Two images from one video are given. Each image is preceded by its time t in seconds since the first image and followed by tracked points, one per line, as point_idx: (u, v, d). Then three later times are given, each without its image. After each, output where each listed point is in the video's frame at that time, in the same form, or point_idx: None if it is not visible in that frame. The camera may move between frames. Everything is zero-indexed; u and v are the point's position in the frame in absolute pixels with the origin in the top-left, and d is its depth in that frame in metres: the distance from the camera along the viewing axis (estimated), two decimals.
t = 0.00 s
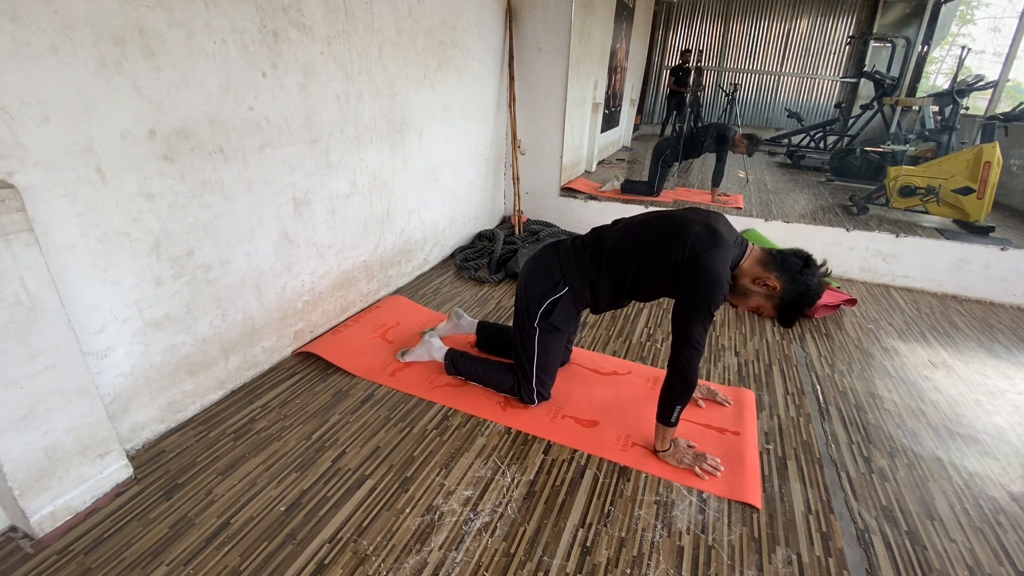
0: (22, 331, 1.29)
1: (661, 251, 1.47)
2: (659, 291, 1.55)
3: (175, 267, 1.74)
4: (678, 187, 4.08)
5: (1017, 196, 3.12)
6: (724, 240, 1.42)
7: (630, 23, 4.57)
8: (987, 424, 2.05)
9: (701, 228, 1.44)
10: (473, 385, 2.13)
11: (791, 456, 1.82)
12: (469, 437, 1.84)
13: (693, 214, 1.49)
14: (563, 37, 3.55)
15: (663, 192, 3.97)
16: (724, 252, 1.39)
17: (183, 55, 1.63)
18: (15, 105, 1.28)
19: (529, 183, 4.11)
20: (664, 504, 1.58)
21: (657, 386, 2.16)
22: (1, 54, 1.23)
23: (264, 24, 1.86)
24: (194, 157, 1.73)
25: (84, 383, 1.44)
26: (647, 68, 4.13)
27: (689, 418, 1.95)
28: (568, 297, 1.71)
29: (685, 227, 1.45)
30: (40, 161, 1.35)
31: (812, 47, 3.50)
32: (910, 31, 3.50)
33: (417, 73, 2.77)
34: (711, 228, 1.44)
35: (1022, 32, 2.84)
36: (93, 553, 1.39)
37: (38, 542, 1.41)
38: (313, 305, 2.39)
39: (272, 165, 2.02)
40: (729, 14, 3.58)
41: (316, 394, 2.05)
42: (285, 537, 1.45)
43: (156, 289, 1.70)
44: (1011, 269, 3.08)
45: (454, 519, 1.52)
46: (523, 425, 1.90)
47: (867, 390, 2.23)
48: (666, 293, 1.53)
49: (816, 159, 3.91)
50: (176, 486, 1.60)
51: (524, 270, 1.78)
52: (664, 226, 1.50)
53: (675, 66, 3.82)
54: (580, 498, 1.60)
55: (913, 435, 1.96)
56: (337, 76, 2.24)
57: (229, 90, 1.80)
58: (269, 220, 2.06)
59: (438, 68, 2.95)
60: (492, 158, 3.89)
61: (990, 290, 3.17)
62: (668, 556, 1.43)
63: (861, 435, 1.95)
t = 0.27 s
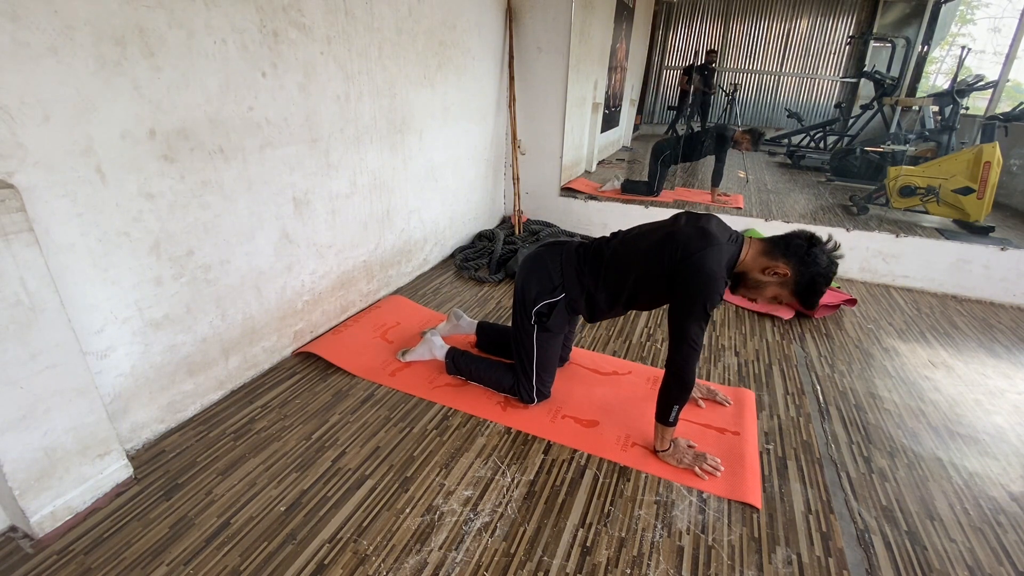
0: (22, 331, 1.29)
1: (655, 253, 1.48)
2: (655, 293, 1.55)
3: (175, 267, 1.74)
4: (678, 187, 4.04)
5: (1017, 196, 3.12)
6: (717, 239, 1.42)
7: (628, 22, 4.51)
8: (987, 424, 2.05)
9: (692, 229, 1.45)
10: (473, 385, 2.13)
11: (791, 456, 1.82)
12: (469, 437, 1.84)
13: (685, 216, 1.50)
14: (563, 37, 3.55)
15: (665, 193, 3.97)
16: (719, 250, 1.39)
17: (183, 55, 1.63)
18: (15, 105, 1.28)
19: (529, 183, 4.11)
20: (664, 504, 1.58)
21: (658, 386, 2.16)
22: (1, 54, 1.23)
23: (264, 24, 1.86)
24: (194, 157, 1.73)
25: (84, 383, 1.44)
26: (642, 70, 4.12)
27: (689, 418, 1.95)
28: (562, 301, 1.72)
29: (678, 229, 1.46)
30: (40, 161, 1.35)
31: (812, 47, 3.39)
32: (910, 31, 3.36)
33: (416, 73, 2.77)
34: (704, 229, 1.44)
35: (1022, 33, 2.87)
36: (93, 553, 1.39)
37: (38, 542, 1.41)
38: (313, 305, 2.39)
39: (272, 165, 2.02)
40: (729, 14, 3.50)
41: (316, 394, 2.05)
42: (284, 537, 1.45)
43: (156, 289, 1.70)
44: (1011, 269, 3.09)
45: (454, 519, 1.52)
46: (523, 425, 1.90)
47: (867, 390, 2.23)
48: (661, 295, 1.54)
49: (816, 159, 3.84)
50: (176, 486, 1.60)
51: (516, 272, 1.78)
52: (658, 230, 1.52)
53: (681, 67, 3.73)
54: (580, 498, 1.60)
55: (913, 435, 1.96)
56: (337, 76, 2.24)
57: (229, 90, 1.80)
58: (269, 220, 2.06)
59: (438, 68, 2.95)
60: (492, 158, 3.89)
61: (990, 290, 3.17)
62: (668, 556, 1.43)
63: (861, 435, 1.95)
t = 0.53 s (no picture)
0: (22, 331, 1.29)
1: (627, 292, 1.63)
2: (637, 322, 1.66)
3: (175, 267, 1.74)
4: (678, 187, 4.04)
5: (1017, 196, 3.12)
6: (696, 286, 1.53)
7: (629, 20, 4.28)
8: (987, 424, 2.05)
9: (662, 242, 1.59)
10: (473, 384, 2.13)
11: (792, 456, 1.82)
12: (470, 437, 1.84)
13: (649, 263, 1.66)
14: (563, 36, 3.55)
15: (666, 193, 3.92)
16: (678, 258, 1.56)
17: (182, 55, 1.62)
18: (15, 105, 1.28)
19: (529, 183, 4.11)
20: (664, 504, 1.59)
21: (658, 386, 2.16)
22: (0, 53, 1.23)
23: (264, 23, 1.86)
24: (193, 157, 1.73)
25: (84, 383, 1.44)
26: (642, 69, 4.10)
27: (689, 418, 1.95)
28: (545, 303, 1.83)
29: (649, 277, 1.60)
30: (40, 161, 1.35)
31: (812, 46, 3.46)
32: (910, 30, 3.26)
33: (416, 73, 2.77)
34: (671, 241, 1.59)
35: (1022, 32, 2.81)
36: (93, 554, 1.39)
37: (38, 543, 1.41)
38: (313, 305, 2.39)
39: (272, 166, 2.02)
40: (729, 14, 3.53)
41: (317, 394, 2.06)
42: (285, 537, 1.45)
43: (156, 289, 1.70)
44: (1011, 269, 3.10)
45: (454, 519, 1.52)
46: (523, 425, 1.90)
47: (867, 390, 2.23)
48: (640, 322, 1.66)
49: (816, 159, 3.88)
50: (176, 486, 1.60)
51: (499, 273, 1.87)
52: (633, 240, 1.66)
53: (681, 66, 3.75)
54: (580, 498, 1.60)
55: (913, 435, 1.96)
56: (337, 76, 2.24)
57: (229, 89, 1.79)
58: (269, 220, 2.06)
59: (438, 68, 2.95)
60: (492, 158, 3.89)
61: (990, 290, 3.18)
62: (668, 556, 1.43)
63: (861, 435, 1.95)
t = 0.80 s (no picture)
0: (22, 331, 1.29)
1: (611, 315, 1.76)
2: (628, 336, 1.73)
3: (175, 267, 1.74)
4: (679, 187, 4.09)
5: (1017, 196, 3.12)
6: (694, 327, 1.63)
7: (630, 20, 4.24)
8: (987, 424, 2.05)
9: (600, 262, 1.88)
10: (473, 384, 2.13)
11: (792, 457, 1.82)
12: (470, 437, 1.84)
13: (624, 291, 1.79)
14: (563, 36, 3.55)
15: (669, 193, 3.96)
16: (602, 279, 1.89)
17: (182, 55, 1.62)
18: (15, 105, 1.28)
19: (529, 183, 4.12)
20: (664, 504, 1.59)
21: (658, 386, 2.16)
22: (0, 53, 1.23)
23: (264, 23, 1.86)
24: (193, 157, 1.73)
25: (84, 383, 1.44)
26: (641, 68, 4.05)
27: (690, 418, 1.95)
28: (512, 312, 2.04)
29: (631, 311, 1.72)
30: (40, 161, 1.35)
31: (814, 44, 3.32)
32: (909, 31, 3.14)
33: (416, 73, 2.76)
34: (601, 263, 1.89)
35: (1022, 32, 2.87)
36: (93, 553, 1.39)
37: (38, 543, 1.41)
38: (313, 305, 2.39)
39: (272, 166, 2.02)
40: (729, 14, 3.47)
41: (316, 394, 2.05)
42: (285, 537, 1.45)
43: (156, 289, 1.70)
44: (1011, 268, 3.11)
45: (454, 519, 1.52)
46: (523, 425, 1.90)
47: (867, 390, 2.23)
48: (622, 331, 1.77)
49: (816, 159, 3.78)
50: (176, 486, 1.60)
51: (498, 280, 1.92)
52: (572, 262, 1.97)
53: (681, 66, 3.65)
54: (580, 498, 1.60)
55: (913, 435, 1.96)
56: (336, 76, 2.24)
57: (229, 89, 1.79)
58: (269, 220, 2.06)
59: (438, 68, 2.95)
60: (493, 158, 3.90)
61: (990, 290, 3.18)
62: (668, 556, 1.43)
63: (861, 435, 1.95)
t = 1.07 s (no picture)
0: (22, 332, 1.29)
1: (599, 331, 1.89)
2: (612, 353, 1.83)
3: (175, 267, 1.74)
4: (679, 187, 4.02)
5: (1017, 196, 3.12)
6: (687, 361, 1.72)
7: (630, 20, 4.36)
8: (987, 424, 2.05)
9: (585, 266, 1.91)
10: (473, 384, 2.13)
11: (792, 457, 1.82)
12: (469, 437, 1.84)
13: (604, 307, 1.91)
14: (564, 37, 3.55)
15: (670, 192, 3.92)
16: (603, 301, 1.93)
17: (182, 55, 1.62)
18: (15, 105, 1.28)
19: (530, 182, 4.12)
20: (664, 504, 1.58)
21: (658, 386, 2.16)
22: None
23: (264, 23, 1.86)
24: (193, 157, 1.73)
25: (83, 383, 1.44)
26: (642, 68, 4.14)
27: (689, 418, 1.95)
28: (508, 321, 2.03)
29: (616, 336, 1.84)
30: (40, 161, 1.35)
31: (812, 46, 3.69)
32: (910, 31, 3.30)
33: (416, 73, 2.76)
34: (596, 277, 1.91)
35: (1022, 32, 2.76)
36: (93, 554, 1.39)
37: (38, 543, 1.41)
38: (313, 305, 2.39)
39: (273, 166, 2.02)
40: (729, 14, 3.63)
41: (317, 394, 2.05)
42: (285, 537, 1.45)
43: (156, 289, 1.70)
44: (1011, 268, 3.10)
45: (454, 519, 1.52)
46: (523, 425, 1.90)
47: (867, 390, 2.23)
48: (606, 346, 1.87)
49: (816, 159, 3.90)
50: (176, 486, 1.60)
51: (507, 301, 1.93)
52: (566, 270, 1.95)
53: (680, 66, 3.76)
54: (580, 498, 1.60)
55: (913, 435, 1.96)
56: (336, 76, 2.24)
57: (229, 89, 1.79)
58: (269, 220, 2.06)
59: (438, 68, 2.95)
60: (493, 158, 3.90)
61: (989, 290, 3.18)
62: (668, 556, 1.43)
63: (861, 435, 1.95)
